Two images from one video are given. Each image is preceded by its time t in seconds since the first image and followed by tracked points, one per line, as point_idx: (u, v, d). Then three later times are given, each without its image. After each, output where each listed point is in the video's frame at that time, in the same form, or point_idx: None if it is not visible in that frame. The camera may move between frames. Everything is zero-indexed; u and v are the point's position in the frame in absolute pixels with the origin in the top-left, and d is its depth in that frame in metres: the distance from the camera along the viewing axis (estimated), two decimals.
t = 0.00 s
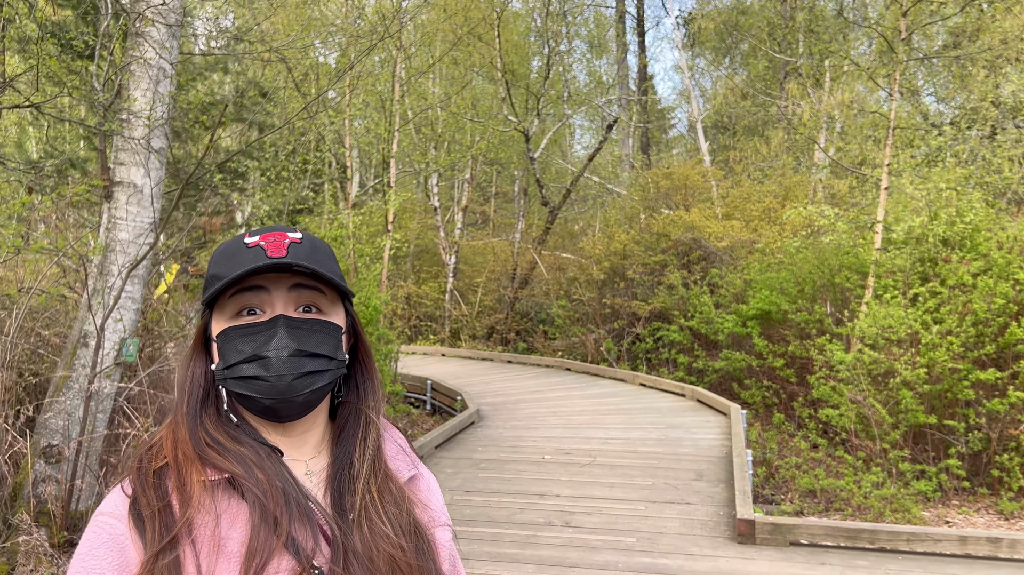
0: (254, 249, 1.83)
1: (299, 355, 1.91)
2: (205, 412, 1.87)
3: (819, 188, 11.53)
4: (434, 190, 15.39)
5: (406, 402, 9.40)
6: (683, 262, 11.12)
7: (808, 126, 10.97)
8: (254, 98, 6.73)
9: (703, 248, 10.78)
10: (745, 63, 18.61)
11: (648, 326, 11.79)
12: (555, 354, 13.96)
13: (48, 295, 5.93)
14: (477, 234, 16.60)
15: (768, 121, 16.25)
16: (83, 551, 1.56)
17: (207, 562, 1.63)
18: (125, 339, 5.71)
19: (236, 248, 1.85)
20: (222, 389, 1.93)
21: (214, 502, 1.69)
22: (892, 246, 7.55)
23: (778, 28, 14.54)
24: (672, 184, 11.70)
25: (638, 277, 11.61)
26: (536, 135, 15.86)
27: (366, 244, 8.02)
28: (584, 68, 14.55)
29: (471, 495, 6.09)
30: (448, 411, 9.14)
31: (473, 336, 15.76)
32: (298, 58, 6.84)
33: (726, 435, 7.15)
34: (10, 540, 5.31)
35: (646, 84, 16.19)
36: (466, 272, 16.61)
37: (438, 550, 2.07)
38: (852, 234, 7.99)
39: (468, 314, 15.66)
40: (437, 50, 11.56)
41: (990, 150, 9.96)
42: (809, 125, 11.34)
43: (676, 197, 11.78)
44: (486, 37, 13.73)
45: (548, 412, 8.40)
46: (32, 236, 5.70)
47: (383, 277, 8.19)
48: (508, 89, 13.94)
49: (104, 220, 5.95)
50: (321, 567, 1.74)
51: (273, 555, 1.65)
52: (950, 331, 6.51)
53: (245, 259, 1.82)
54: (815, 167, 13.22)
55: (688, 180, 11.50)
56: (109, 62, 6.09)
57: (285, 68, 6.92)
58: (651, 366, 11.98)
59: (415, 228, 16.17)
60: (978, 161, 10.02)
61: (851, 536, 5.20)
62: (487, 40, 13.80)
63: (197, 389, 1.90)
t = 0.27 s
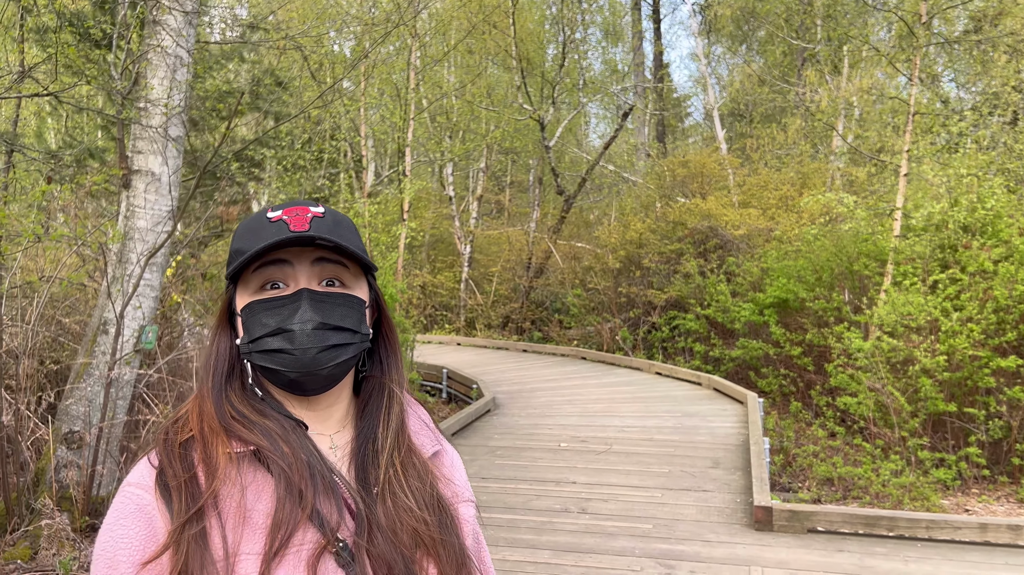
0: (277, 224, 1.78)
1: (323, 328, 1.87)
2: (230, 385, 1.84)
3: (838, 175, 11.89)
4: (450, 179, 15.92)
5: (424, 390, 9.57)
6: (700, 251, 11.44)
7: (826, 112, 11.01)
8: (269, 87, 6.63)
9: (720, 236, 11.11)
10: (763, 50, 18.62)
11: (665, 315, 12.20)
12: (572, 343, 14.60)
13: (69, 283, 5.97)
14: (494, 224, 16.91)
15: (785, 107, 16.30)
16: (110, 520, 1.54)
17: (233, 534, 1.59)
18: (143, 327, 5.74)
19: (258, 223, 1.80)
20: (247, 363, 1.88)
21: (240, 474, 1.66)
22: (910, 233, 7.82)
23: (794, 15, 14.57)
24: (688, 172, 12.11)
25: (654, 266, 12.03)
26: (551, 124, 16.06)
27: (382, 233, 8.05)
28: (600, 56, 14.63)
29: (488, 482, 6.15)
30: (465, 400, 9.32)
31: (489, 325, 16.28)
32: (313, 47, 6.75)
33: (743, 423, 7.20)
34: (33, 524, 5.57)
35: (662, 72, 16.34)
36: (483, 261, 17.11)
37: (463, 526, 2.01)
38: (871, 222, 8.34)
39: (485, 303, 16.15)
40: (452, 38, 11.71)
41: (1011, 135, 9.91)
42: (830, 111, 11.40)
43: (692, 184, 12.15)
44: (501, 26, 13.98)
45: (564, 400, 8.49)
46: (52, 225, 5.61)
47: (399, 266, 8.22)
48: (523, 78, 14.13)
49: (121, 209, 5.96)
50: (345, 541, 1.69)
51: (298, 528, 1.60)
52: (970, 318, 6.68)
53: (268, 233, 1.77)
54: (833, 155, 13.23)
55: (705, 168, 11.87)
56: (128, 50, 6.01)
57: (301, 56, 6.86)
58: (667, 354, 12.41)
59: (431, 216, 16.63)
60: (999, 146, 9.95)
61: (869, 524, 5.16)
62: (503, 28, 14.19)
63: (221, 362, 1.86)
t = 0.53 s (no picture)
0: (304, 207, 1.72)
1: (351, 312, 1.82)
2: (259, 369, 1.79)
3: (860, 164, 12.02)
4: (469, 167, 16.22)
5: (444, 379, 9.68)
6: (719, 240, 11.63)
7: (848, 99, 10.97)
8: (288, 78, 6.61)
9: (740, 225, 11.29)
10: (784, 37, 18.55)
11: (685, 304, 12.38)
12: (589, 334, 14.80)
13: (93, 274, 6.00)
14: (513, 215, 17.07)
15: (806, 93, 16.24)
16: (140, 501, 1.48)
17: (263, 515, 1.54)
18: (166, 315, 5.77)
19: (285, 207, 1.74)
20: (275, 347, 1.85)
21: (269, 455, 1.61)
22: (934, 222, 7.92)
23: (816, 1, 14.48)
24: (709, 162, 12.24)
25: (675, 254, 12.16)
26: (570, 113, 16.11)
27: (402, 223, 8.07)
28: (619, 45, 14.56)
29: (508, 471, 6.16)
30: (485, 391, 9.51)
31: (507, 316, 16.47)
32: (332, 36, 6.74)
33: (764, 413, 7.22)
34: (59, 510, 5.64)
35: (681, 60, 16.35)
36: (501, 251, 17.32)
37: (490, 511, 1.94)
38: (895, 211, 8.54)
39: (504, 294, 16.37)
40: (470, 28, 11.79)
41: None
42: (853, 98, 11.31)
43: (712, 173, 12.30)
44: (520, 16, 14.07)
45: (584, 391, 8.56)
46: (75, 216, 5.71)
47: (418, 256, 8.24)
48: (542, 68, 14.17)
49: (144, 199, 5.97)
50: (373, 524, 1.64)
51: (327, 509, 1.55)
52: (996, 307, 6.75)
53: (296, 218, 1.71)
54: (855, 144, 13.11)
55: (725, 156, 12.02)
56: (149, 41, 5.97)
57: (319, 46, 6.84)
58: (687, 344, 12.65)
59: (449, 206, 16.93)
60: None
61: (892, 514, 5.10)
62: (521, 16, 14.04)
63: (249, 347, 1.82)
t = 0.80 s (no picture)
0: (330, 196, 1.69)
1: (376, 300, 1.79)
2: (284, 357, 1.76)
3: (884, 153, 11.97)
4: (488, 158, 16.32)
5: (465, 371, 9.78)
6: (741, 230, 11.69)
7: (873, 87, 10.87)
8: (309, 69, 6.68)
9: (763, 216, 11.35)
10: (808, 25, 18.39)
11: (706, 295, 12.41)
12: (610, 325, 14.86)
13: (118, 264, 6.03)
14: (532, 207, 17.11)
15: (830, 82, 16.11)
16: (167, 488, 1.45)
17: (289, 503, 1.49)
18: (190, 305, 5.80)
19: (310, 194, 1.71)
20: (301, 335, 1.81)
21: (296, 442, 1.57)
22: (962, 212, 8.09)
23: None
24: (731, 150, 12.22)
25: (696, 245, 12.19)
26: (590, 104, 16.08)
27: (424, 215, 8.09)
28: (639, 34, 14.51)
29: (529, 462, 6.16)
30: (504, 380, 9.97)
31: (527, 307, 16.50)
32: (354, 27, 6.76)
33: (787, 405, 7.23)
34: (86, 498, 5.70)
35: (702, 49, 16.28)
36: (521, 243, 17.40)
37: (517, 502, 1.88)
38: (922, 201, 8.63)
39: (523, 285, 16.42)
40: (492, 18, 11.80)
41: None
42: (877, 87, 11.23)
43: (735, 162, 12.29)
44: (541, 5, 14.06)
45: (603, 381, 8.74)
46: (100, 206, 5.74)
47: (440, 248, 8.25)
48: (563, 57, 14.13)
49: (168, 189, 5.99)
50: (399, 512, 1.60)
51: (352, 498, 1.51)
52: None
53: (321, 206, 1.68)
54: (880, 133, 13.00)
55: (748, 146, 11.99)
56: (171, 33, 5.95)
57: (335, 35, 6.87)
58: (708, 335, 12.72)
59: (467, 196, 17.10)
60: None
61: (919, 508, 5.01)
62: (543, 6, 13.98)
63: (274, 336, 1.79)
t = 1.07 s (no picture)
0: (353, 186, 1.67)
1: (399, 292, 1.78)
2: (309, 349, 1.75)
3: (909, 144, 11.87)
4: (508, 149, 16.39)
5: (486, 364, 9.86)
6: (764, 222, 11.76)
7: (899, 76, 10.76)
8: (330, 60, 6.71)
9: (787, 208, 11.39)
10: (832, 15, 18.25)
11: (728, 288, 12.40)
12: (630, 317, 14.89)
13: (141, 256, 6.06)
14: (550, 199, 17.15)
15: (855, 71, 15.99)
16: (192, 480, 1.45)
17: (314, 495, 1.48)
18: (213, 297, 5.83)
19: (332, 185, 1.70)
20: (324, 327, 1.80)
21: (321, 433, 1.56)
22: (989, 204, 8.30)
23: None
24: (755, 141, 12.21)
25: (718, 237, 12.23)
26: (610, 95, 16.05)
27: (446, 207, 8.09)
28: (661, 24, 14.42)
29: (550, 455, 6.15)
30: (524, 372, 10.27)
31: (546, 299, 16.72)
32: (375, 18, 6.76)
33: (810, 398, 7.23)
34: (111, 487, 5.76)
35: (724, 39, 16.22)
36: (540, 235, 17.48)
37: (543, 495, 1.87)
38: (949, 192, 8.70)
39: (542, 277, 16.60)
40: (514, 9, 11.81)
41: None
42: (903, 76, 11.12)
43: (759, 153, 12.25)
44: None
45: (624, 374, 8.84)
46: (124, 198, 5.72)
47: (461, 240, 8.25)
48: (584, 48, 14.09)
49: (191, 180, 6.02)
50: (424, 505, 1.58)
51: (377, 489, 1.50)
52: None
53: (344, 197, 1.66)
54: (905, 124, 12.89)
55: (771, 136, 11.95)
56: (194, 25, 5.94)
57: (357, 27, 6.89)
58: (730, 328, 12.75)
59: (487, 188, 17.20)
60: None
61: (945, 504, 4.92)
62: None
63: (297, 328, 1.78)
